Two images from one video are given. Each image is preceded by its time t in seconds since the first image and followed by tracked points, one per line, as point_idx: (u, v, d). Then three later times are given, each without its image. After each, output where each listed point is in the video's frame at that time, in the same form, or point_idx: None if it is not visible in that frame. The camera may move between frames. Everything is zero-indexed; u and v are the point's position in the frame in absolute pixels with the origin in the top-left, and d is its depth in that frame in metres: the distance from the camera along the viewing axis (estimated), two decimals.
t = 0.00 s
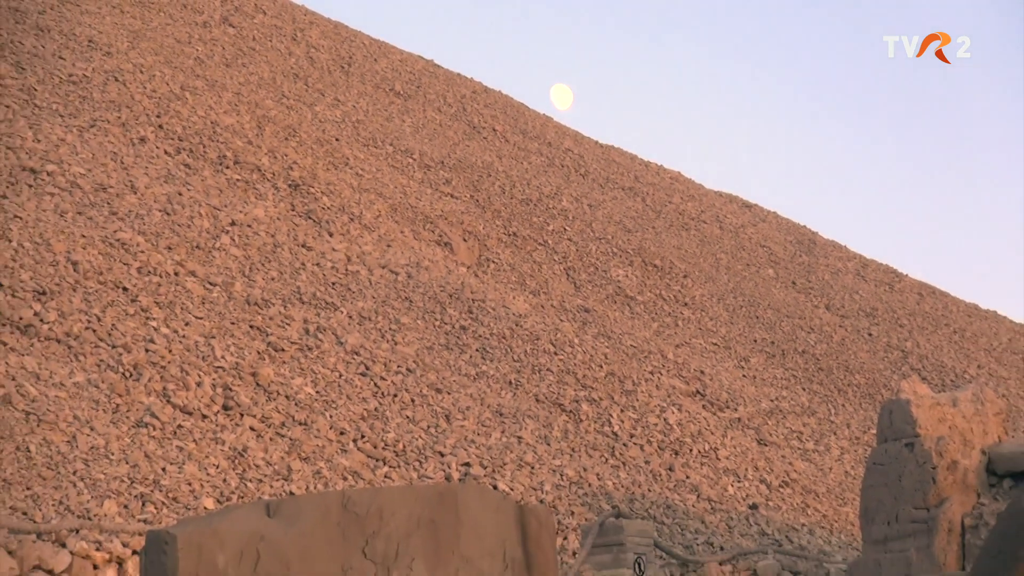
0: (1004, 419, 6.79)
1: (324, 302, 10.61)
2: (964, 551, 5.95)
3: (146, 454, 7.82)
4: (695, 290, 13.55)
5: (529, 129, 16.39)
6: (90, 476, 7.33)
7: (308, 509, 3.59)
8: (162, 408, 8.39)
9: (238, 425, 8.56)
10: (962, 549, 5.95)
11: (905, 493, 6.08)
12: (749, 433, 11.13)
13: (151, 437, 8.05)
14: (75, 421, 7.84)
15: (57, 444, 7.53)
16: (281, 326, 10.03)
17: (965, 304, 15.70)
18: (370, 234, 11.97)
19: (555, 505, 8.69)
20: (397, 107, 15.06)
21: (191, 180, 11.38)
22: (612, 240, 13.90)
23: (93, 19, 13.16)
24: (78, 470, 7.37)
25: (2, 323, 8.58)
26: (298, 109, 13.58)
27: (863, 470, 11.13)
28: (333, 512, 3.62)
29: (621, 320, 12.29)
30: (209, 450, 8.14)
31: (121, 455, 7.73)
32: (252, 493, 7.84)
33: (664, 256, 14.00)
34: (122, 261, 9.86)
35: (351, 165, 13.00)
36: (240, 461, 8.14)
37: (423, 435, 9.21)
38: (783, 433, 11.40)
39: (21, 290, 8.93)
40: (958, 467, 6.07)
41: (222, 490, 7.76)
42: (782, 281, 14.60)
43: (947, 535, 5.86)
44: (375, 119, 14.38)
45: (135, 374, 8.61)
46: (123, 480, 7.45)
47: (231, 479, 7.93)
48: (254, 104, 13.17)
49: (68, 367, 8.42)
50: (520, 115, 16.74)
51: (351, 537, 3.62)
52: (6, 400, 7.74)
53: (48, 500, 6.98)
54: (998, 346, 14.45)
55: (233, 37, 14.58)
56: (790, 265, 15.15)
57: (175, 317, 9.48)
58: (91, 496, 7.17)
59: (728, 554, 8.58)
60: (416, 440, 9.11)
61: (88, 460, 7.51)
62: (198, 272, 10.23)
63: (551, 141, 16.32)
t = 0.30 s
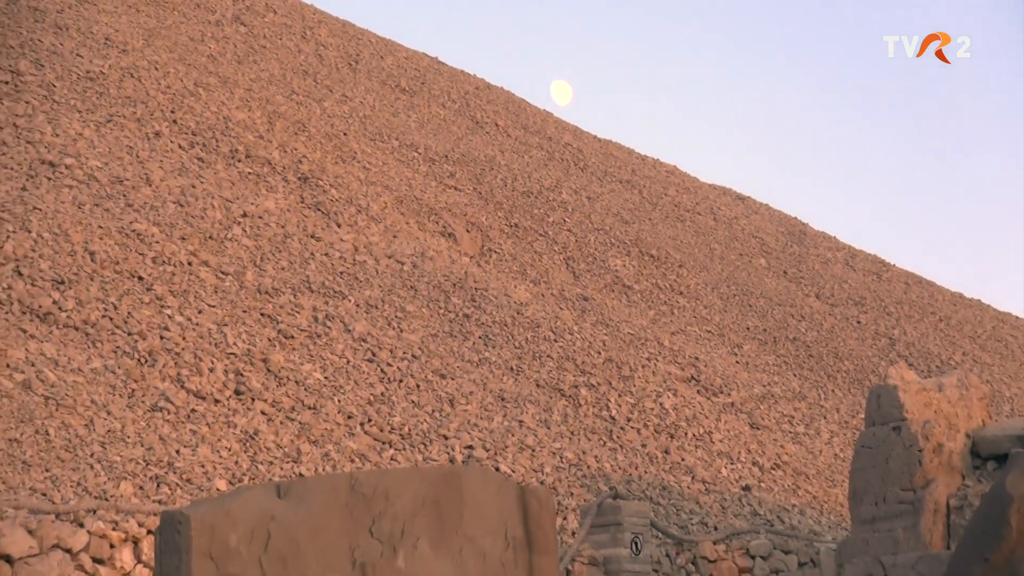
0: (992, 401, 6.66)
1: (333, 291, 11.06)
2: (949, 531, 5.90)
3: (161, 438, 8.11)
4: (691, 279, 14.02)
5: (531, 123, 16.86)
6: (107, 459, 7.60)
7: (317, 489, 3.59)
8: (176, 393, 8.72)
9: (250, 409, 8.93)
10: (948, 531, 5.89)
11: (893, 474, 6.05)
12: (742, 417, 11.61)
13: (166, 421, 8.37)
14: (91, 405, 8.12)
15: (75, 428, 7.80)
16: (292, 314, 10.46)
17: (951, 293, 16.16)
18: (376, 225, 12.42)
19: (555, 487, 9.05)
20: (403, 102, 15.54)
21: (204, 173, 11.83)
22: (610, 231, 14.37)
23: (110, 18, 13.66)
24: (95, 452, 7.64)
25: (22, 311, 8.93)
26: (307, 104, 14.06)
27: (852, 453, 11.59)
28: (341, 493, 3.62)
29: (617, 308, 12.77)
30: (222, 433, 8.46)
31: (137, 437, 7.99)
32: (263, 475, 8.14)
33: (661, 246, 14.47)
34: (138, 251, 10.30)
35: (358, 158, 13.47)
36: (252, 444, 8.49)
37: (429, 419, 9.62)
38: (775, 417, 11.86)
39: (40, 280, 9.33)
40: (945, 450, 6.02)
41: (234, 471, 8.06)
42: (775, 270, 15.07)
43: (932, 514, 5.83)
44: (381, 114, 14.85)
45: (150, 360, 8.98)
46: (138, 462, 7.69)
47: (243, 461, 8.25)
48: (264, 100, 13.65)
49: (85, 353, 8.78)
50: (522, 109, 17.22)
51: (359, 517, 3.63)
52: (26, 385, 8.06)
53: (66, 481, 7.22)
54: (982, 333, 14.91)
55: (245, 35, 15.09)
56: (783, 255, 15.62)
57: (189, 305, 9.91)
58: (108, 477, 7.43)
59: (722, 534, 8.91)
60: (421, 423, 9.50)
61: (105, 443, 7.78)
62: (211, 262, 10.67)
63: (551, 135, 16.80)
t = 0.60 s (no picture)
0: (974, 386, 7.16)
1: (342, 280, 11.53)
2: (935, 512, 6.34)
3: (175, 421, 8.46)
4: (686, 268, 14.50)
5: (532, 117, 17.33)
6: (123, 441, 7.94)
7: (324, 472, 3.86)
8: (189, 377, 9.11)
9: (261, 393, 9.33)
10: (935, 511, 6.33)
11: (880, 457, 6.50)
12: (736, 401, 12.08)
13: (180, 405, 8.74)
14: (108, 390, 8.51)
15: (92, 411, 8.15)
16: (302, 302, 10.92)
17: (938, 282, 16.62)
18: (383, 216, 12.89)
19: (555, 468, 9.47)
20: (408, 97, 16.03)
21: (216, 165, 12.30)
22: (609, 222, 14.85)
23: (126, 16, 14.19)
24: (112, 435, 7.99)
25: (42, 298, 9.35)
26: (316, 99, 14.55)
27: (841, 435, 12.04)
28: (350, 475, 3.88)
29: (615, 296, 13.25)
30: (234, 417, 8.82)
31: (152, 421, 8.37)
32: (274, 457, 8.47)
33: (657, 237, 14.95)
34: (153, 241, 10.76)
35: (366, 152, 13.95)
36: (263, 427, 8.84)
37: (433, 403, 10.07)
38: (768, 401, 12.34)
39: (59, 268, 9.75)
40: (931, 432, 6.46)
41: (246, 453, 8.39)
42: (769, 260, 15.54)
43: (919, 495, 6.28)
44: (387, 109, 15.34)
45: (165, 346, 9.39)
46: (153, 445, 8.03)
47: (254, 443, 8.57)
48: (275, 96, 14.16)
49: (103, 339, 9.19)
50: (524, 103, 17.70)
51: (366, 498, 3.87)
52: (45, 369, 8.42)
53: (84, 463, 7.51)
54: (967, 320, 15.38)
55: (256, 33, 15.60)
56: (776, 246, 16.09)
57: (203, 293, 10.36)
58: (124, 458, 7.74)
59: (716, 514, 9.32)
60: (426, 407, 9.95)
61: (121, 426, 8.14)
62: (223, 251, 11.13)
63: (552, 129, 17.26)
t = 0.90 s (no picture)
0: (961, 370, 7.54)
1: (349, 268, 12.00)
2: (922, 492, 6.72)
3: (188, 405, 8.91)
4: (682, 257, 14.98)
5: (533, 111, 17.79)
6: (138, 423, 8.38)
7: (335, 456, 4.44)
8: (202, 363, 9.58)
9: (270, 377, 9.82)
10: (922, 491, 6.71)
11: (869, 440, 6.95)
12: (729, 386, 12.56)
13: (193, 388, 9.20)
14: (123, 373, 9.00)
15: (108, 395, 8.64)
16: (311, 289, 11.39)
17: (926, 271, 17.08)
18: (388, 207, 13.36)
19: (555, 450, 9.93)
20: (414, 91, 16.50)
21: (228, 158, 12.77)
22: (607, 213, 15.32)
23: (141, 14, 14.70)
24: (128, 417, 8.44)
25: (60, 286, 9.84)
26: (324, 94, 15.02)
27: (831, 419, 12.50)
28: (358, 458, 4.45)
29: (611, 283, 13.73)
30: (245, 400, 9.28)
31: (166, 404, 8.82)
32: (283, 438, 8.91)
33: (654, 227, 15.43)
34: (167, 230, 11.22)
35: (372, 145, 14.43)
36: (274, 409, 9.31)
37: (437, 387, 10.56)
38: (760, 385, 12.82)
39: (76, 257, 10.24)
40: (917, 416, 6.90)
41: (256, 435, 8.83)
42: (762, 250, 16.01)
43: (905, 475, 6.68)
44: (393, 103, 15.81)
45: (178, 333, 9.86)
46: (166, 427, 8.47)
47: (264, 426, 9.01)
48: (284, 90, 14.63)
49: (119, 326, 9.67)
50: (526, 98, 18.16)
51: (372, 479, 4.43)
52: (63, 355, 8.91)
53: (100, 444, 7.93)
54: (953, 308, 15.85)
55: (267, 30, 16.08)
56: (769, 236, 16.55)
57: (215, 281, 10.84)
58: (139, 439, 8.17)
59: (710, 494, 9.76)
60: (430, 391, 10.43)
61: (136, 409, 8.60)
62: (235, 241, 11.59)
63: (552, 122, 17.72)
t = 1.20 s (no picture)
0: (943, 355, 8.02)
1: (356, 257, 12.48)
2: (908, 473, 7.26)
3: (200, 388, 9.40)
4: (677, 246, 15.48)
5: (534, 105, 18.27)
6: (151, 406, 8.88)
7: (340, 433, 4.26)
8: (214, 347, 10.07)
9: (280, 361, 10.32)
10: (908, 471, 7.25)
11: (857, 423, 7.39)
12: (722, 370, 13.07)
13: (205, 371, 9.69)
14: (138, 358, 9.50)
15: (123, 379, 9.14)
16: (320, 277, 11.88)
17: (914, 260, 17.59)
18: (393, 198, 13.84)
19: (555, 431, 10.43)
20: (418, 86, 16.97)
21: (239, 150, 13.25)
22: (604, 203, 15.80)
23: (154, 11, 15.17)
24: (142, 400, 8.94)
25: (77, 274, 10.32)
26: (331, 88, 15.49)
27: (820, 403, 13.01)
28: (363, 437, 4.25)
29: (608, 271, 14.22)
30: (255, 383, 9.78)
31: (179, 388, 9.30)
32: (293, 420, 9.43)
33: (650, 217, 15.92)
34: (180, 220, 11.70)
35: (377, 138, 14.90)
36: (283, 392, 9.81)
37: (441, 371, 11.07)
38: (752, 369, 13.33)
39: (92, 246, 10.72)
40: (903, 399, 7.36)
41: (266, 418, 9.33)
42: (755, 239, 16.51)
43: (892, 457, 7.18)
44: (397, 97, 16.28)
45: (191, 318, 10.35)
46: (179, 410, 8.97)
47: (274, 409, 9.52)
48: (292, 84, 15.09)
49: (133, 312, 10.17)
50: (527, 91, 18.63)
51: (378, 458, 4.23)
52: (80, 340, 9.41)
53: (116, 427, 8.45)
54: (939, 295, 16.35)
55: (275, 26, 16.55)
56: (762, 225, 17.05)
57: (226, 269, 11.33)
58: (154, 421, 8.69)
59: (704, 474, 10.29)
60: (434, 375, 10.94)
61: (150, 392, 9.09)
62: (245, 230, 12.08)
63: (551, 115, 18.19)
